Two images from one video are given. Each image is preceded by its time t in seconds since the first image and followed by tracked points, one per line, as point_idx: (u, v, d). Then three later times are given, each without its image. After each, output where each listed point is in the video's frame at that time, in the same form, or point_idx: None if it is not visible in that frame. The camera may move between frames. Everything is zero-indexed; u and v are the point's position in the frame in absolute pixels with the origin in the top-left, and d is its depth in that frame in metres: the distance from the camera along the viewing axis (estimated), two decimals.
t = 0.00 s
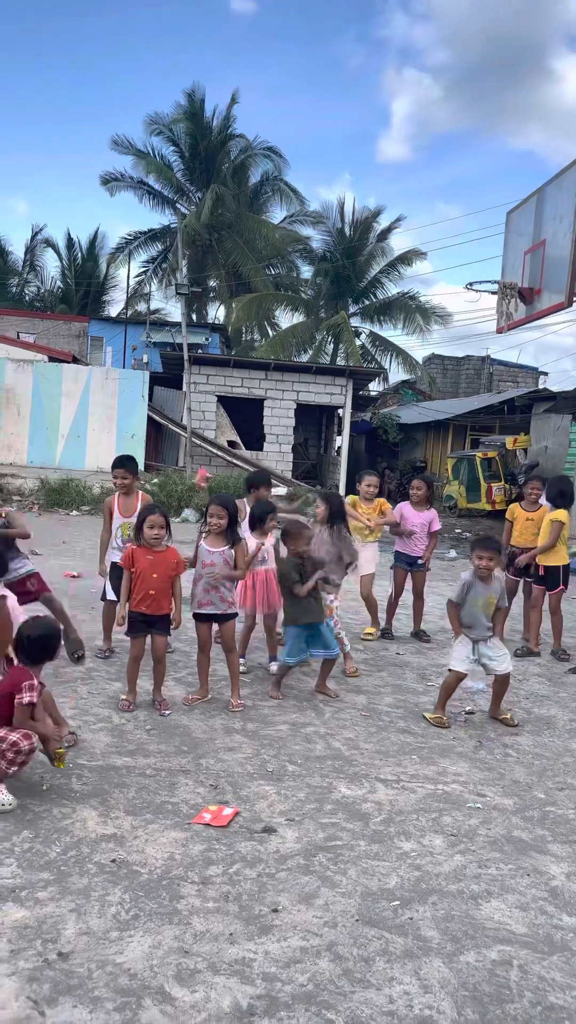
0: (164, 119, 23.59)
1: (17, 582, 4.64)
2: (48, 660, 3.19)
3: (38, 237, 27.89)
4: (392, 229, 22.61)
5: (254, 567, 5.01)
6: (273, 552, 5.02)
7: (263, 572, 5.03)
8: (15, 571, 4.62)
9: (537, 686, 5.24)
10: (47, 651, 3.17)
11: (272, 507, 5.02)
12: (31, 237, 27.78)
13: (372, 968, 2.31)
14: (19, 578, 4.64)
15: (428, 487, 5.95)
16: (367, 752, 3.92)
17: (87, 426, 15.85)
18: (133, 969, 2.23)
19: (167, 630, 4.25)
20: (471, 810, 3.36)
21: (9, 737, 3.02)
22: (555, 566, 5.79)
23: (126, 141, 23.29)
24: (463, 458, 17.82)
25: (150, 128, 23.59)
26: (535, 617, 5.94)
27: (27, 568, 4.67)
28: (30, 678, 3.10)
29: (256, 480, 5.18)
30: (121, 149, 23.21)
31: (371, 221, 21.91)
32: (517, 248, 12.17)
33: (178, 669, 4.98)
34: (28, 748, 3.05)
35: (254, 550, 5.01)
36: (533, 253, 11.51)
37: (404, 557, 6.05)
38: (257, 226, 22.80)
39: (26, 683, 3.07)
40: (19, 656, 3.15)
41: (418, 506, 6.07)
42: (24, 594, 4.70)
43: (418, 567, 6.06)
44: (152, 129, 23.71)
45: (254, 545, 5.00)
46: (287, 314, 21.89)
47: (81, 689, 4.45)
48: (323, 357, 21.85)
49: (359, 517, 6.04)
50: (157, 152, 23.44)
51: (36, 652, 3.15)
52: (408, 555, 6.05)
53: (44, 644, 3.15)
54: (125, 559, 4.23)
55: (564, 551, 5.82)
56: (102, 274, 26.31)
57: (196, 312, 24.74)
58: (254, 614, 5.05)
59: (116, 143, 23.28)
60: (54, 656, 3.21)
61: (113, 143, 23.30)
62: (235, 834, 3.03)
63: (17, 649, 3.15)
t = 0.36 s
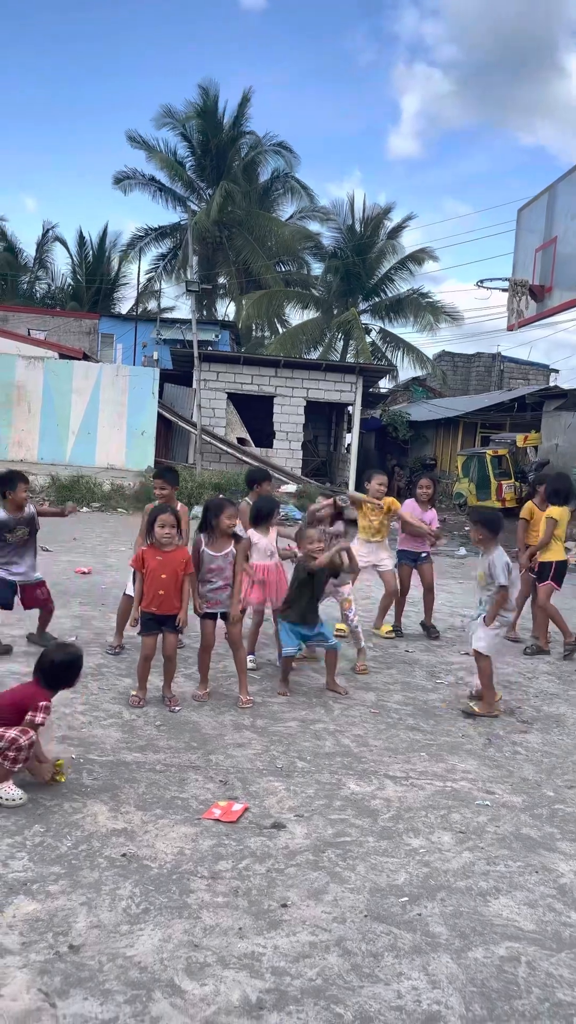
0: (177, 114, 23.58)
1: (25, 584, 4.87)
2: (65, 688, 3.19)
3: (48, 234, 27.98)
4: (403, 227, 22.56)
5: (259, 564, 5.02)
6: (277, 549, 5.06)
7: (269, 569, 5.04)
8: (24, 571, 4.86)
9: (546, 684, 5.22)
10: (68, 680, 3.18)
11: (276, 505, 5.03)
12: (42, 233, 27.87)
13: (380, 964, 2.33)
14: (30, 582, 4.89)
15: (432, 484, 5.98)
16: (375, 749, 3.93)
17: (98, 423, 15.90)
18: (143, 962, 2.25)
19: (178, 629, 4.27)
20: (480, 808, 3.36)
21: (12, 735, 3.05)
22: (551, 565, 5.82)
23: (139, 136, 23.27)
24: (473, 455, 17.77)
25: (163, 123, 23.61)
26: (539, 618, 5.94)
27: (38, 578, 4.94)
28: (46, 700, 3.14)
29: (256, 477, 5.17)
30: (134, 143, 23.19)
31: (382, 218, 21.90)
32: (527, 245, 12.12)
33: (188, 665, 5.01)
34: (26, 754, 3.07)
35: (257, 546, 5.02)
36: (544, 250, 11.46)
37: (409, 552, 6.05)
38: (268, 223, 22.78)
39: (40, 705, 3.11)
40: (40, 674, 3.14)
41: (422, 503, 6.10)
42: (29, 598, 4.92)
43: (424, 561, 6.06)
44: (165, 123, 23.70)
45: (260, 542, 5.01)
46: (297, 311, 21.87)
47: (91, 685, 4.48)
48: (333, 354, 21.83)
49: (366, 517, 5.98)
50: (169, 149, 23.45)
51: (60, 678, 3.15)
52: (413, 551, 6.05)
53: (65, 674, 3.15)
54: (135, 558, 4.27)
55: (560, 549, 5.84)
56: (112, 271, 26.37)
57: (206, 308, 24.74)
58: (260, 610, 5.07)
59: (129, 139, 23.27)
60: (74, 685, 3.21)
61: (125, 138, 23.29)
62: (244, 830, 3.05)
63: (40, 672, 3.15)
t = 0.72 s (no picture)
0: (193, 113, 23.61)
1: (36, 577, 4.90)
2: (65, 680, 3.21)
3: (63, 233, 28.11)
4: (418, 225, 22.47)
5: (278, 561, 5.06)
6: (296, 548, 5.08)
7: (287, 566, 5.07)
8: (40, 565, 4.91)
9: (559, 684, 5.20)
10: (64, 674, 3.20)
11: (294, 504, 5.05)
12: (57, 232, 28.00)
13: (392, 961, 2.33)
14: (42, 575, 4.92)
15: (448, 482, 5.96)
16: (388, 747, 3.94)
17: (112, 422, 15.99)
18: (156, 957, 2.26)
19: (191, 626, 4.27)
20: (492, 807, 3.36)
21: (22, 739, 3.10)
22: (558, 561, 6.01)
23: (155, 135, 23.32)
24: (488, 454, 17.69)
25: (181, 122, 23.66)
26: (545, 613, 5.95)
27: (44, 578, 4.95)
28: (40, 700, 3.16)
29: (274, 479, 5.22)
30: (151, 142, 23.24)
31: (397, 216, 21.81)
32: (543, 243, 12.06)
33: (201, 663, 5.02)
34: (42, 750, 3.13)
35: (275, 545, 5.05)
36: (560, 249, 11.40)
37: (425, 552, 6.03)
38: (282, 222, 22.76)
39: (37, 706, 3.14)
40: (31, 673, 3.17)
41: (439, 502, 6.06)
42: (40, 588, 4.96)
43: (439, 563, 6.05)
44: (183, 121, 23.75)
45: (277, 540, 5.05)
46: (312, 309, 21.85)
47: (105, 681, 4.51)
48: (348, 353, 21.79)
49: (373, 510, 5.94)
50: (185, 147, 23.50)
51: (52, 673, 3.17)
52: (429, 551, 6.03)
53: (57, 669, 3.16)
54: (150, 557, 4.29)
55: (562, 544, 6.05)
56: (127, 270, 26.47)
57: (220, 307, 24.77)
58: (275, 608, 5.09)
59: (145, 138, 23.34)
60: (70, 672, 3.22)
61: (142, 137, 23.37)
62: (256, 826, 3.07)
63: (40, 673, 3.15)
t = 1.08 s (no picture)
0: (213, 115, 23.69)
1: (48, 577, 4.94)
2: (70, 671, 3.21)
3: (83, 234, 28.28)
4: (438, 226, 22.37)
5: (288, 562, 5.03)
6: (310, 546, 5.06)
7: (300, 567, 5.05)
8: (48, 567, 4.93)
9: None
10: (68, 665, 3.20)
11: (309, 505, 5.06)
12: (77, 233, 28.18)
13: (409, 964, 2.32)
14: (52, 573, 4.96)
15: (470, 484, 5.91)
16: (406, 749, 3.92)
17: (131, 422, 16.07)
18: (172, 957, 2.27)
19: (206, 625, 4.28)
20: (511, 810, 3.33)
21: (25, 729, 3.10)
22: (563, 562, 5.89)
23: (176, 137, 23.41)
24: (507, 455, 17.58)
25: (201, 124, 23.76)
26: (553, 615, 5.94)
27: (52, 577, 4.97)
28: (47, 692, 3.18)
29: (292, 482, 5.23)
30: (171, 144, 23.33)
31: (416, 217, 21.72)
32: (564, 243, 11.96)
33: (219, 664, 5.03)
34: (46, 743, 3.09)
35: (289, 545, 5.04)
36: None
37: (447, 555, 6.00)
38: (302, 223, 22.75)
39: (44, 697, 3.17)
40: (39, 667, 3.19)
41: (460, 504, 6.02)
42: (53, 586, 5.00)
43: (461, 566, 6.02)
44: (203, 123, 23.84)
45: (288, 542, 5.02)
46: (331, 310, 21.84)
47: (122, 681, 4.52)
48: (367, 353, 21.76)
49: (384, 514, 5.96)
50: (205, 148, 23.59)
51: (54, 666, 3.18)
52: (451, 555, 5.99)
53: (60, 661, 3.18)
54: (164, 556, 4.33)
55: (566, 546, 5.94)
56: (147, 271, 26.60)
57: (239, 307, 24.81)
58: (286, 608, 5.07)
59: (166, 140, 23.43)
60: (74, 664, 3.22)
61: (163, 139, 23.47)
62: (272, 827, 3.06)
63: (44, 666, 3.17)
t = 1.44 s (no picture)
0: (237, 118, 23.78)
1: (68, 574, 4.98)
2: (98, 674, 3.23)
3: (107, 237, 28.50)
4: (461, 227, 22.24)
5: (305, 560, 5.03)
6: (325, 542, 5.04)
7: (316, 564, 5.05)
8: (65, 564, 4.96)
9: None
10: (99, 668, 3.22)
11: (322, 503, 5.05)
12: (101, 236, 28.41)
13: (430, 970, 2.30)
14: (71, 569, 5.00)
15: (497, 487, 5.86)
16: (427, 753, 3.90)
17: (154, 423, 16.15)
18: (193, 958, 2.27)
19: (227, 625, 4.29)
20: (534, 816, 3.30)
21: (49, 727, 3.11)
22: (563, 560, 5.81)
23: (200, 140, 23.52)
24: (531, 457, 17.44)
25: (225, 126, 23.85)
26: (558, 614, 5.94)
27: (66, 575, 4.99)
28: (79, 694, 3.21)
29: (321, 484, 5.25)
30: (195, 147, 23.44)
31: (439, 218, 21.61)
32: None
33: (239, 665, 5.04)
34: (69, 744, 3.11)
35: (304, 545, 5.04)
36: None
37: (469, 557, 5.96)
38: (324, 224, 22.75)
39: (76, 697, 3.19)
40: (71, 667, 3.22)
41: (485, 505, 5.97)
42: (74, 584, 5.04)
43: (483, 568, 5.98)
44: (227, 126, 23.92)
45: (303, 539, 5.01)
46: (353, 311, 21.81)
47: (144, 681, 4.54)
48: (389, 355, 21.70)
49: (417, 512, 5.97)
50: (229, 151, 23.67)
51: (85, 668, 3.20)
52: (474, 556, 5.96)
53: (90, 662, 3.19)
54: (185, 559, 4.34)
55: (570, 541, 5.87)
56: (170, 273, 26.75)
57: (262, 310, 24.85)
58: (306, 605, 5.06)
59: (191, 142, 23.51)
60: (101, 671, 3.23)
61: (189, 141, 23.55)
62: (294, 830, 3.06)
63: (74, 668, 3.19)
